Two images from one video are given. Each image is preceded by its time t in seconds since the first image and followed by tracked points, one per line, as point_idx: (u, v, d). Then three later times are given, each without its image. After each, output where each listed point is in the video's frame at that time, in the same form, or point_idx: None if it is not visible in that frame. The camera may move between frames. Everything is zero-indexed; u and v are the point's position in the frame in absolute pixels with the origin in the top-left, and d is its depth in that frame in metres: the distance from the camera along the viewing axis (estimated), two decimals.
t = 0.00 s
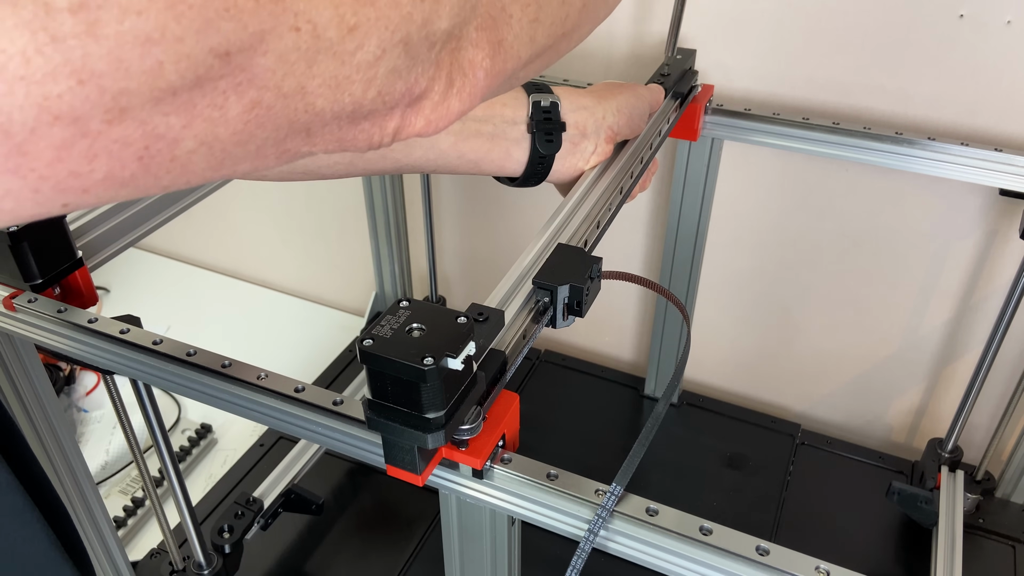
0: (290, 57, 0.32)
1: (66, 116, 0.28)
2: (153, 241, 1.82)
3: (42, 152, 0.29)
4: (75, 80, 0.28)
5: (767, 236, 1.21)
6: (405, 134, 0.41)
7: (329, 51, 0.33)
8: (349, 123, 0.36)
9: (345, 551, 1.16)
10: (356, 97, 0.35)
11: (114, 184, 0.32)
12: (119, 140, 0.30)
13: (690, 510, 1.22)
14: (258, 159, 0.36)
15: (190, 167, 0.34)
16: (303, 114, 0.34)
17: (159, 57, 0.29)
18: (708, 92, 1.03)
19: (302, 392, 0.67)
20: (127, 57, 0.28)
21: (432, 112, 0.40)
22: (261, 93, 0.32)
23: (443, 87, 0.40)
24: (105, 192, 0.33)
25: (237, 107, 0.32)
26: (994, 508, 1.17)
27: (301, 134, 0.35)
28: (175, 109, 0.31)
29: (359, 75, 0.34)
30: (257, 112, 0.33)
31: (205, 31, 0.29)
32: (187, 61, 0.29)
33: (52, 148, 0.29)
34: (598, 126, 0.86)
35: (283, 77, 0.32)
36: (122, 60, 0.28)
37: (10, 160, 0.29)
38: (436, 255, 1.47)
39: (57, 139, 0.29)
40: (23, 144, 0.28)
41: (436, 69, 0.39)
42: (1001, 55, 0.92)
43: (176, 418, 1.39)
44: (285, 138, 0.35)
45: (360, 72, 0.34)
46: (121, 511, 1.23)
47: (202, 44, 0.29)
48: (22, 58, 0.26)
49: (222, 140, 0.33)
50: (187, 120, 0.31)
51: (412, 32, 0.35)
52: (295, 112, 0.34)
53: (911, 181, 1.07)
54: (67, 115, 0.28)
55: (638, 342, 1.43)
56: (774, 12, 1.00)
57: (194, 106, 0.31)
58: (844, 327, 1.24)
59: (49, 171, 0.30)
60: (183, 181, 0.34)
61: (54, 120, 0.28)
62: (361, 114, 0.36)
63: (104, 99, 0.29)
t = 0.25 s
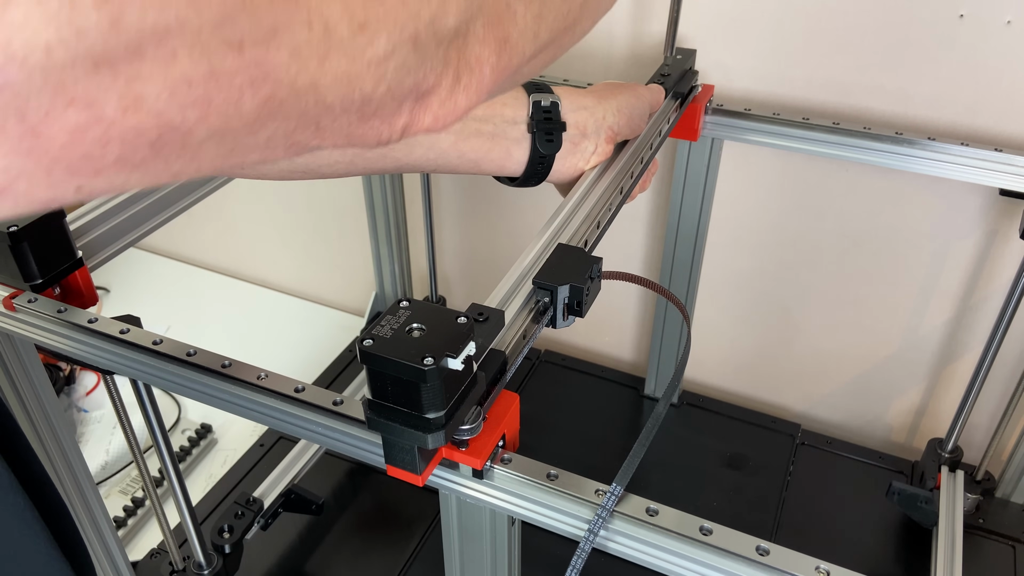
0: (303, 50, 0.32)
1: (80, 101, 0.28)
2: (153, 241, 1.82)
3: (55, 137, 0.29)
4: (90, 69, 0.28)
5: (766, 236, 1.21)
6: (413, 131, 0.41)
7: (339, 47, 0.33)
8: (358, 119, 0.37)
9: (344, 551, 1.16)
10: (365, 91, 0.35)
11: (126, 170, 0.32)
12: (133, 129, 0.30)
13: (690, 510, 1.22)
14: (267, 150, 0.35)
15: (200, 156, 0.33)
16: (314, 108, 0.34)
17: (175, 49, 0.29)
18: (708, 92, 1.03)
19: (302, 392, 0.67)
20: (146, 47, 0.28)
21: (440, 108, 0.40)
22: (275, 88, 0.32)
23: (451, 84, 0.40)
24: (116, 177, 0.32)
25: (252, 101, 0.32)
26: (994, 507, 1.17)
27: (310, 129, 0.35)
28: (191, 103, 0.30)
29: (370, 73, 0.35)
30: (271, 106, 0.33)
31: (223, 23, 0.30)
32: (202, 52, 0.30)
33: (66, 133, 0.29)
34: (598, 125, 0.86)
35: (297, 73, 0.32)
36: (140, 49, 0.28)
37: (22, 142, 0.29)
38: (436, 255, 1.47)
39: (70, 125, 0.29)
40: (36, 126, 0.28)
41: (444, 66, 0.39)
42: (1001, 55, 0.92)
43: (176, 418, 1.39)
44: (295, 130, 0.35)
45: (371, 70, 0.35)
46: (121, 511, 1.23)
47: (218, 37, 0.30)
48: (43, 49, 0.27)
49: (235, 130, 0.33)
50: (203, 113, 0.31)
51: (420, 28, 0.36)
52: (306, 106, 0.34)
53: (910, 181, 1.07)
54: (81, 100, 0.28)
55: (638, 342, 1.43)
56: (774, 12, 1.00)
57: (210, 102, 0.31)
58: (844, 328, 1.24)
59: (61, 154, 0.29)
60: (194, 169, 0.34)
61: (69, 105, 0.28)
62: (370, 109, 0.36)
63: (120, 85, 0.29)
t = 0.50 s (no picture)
0: (299, 70, 0.34)
1: (77, 115, 0.30)
2: (153, 241, 1.82)
3: (51, 151, 0.31)
4: (88, 83, 0.29)
5: (766, 236, 1.21)
6: (409, 143, 0.43)
7: (337, 66, 0.34)
8: (354, 133, 0.39)
9: (345, 551, 1.16)
10: (363, 108, 0.37)
11: (120, 183, 0.34)
12: (128, 144, 0.32)
13: (690, 510, 1.22)
14: (262, 162, 0.38)
15: (196, 169, 0.36)
16: (310, 123, 0.36)
17: (171, 66, 0.31)
18: (709, 92, 1.03)
19: (302, 392, 0.66)
20: (142, 63, 0.30)
21: (436, 121, 0.43)
22: (272, 105, 0.34)
23: (447, 100, 0.42)
24: (112, 190, 0.35)
25: (247, 117, 0.34)
26: (994, 507, 1.17)
27: (306, 142, 0.37)
28: (186, 118, 0.33)
29: (366, 89, 0.36)
30: (268, 122, 0.35)
31: (219, 43, 0.31)
32: (198, 70, 0.31)
33: (62, 147, 0.31)
34: (599, 125, 0.86)
35: (293, 91, 0.34)
36: (135, 68, 0.30)
37: (20, 156, 0.31)
38: (436, 255, 1.47)
39: (67, 139, 0.31)
40: (33, 141, 0.31)
41: (440, 83, 0.41)
42: (1000, 55, 0.92)
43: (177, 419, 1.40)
44: (290, 144, 0.37)
45: (367, 87, 0.36)
46: (121, 510, 1.23)
47: (215, 54, 0.31)
48: (40, 66, 0.28)
49: (229, 146, 0.35)
50: (199, 128, 0.33)
51: (418, 48, 0.37)
52: (302, 121, 0.36)
53: (911, 181, 1.07)
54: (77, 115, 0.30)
55: (638, 342, 1.43)
56: (774, 12, 1.00)
57: (206, 118, 0.33)
58: (844, 328, 1.24)
59: (58, 168, 0.32)
60: (188, 181, 0.36)
61: (65, 119, 0.30)
62: (365, 125, 0.38)
63: (115, 100, 0.31)
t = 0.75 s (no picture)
0: (301, 39, 0.35)
1: (80, 86, 0.31)
2: (153, 241, 1.82)
3: (54, 122, 0.31)
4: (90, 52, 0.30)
5: (766, 236, 1.21)
6: (413, 121, 0.43)
7: (340, 34, 0.36)
8: (358, 110, 0.39)
9: (345, 552, 1.16)
10: (366, 82, 0.38)
11: (124, 157, 0.34)
12: (131, 116, 0.33)
13: (690, 510, 1.22)
14: (266, 140, 0.38)
15: (199, 145, 0.36)
16: (314, 97, 0.36)
17: (172, 32, 0.32)
18: (709, 92, 1.03)
19: (302, 392, 0.66)
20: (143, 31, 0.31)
21: (440, 96, 0.43)
22: (275, 77, 0.35)
23: (448, 73, 0.43)
24: (114, 163, 0.34)
25: (253, 89, 0.35)
26: (994, 507, 1.17)
27: (310, 120, 0.37)
28: (191, 91, 0.33)
29: (369, 60, 0.37)
30: (271, 94, 0.35)
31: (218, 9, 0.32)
32: (200, 38, 0.32)
33: (65, 118, 0.31)
34: (598, 125, 0.86)
35: (297, 61, 0.35)
36: (137, 35, 0.31)
37: (22, 128, 0.31)
38: (436, 255, 1.47)
39: (69, 111, 0.31)
40: (34, 113, 0.31)
41: (442, 54, 0.42)
42: (1000, 55, 0.92)
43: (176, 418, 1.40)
44: (296, 122, 0.37)
45: (370, 58, 0.37)
46: (121, 511, 1.23)
47: (216, 22, 0.32)
48: (42, 33, 0.29)
49: (234, 120, 0.35)
50: (203, 102, 0.34)
51: (418, 17, 0.38)
52: (307, 96, 0.36)
53: (911, 180, 1.07)
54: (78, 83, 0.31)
55: (638, 342, 1.43)
56: (774, 12, 1.00)
57: (210, 90, 0.34)
58: (844, 327, 1.24)
59: (61, 142, 0.32)
60: (190, 156, 0.36)
61: (68, 90, 0.31)
62: (370, 102, 0.39)
63: (118, 71, 0.31)
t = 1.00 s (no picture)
0: (309, 50, 0.34)
1: (92, 94, 0.30)
2: (153, 241, 1.82)
3: (67, 130, 0.31)
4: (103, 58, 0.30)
5: (766, 236, 1.21)
6: (420, 136, 0.42)
7: (347, 45, 0.35)
8: (366, 123, 0.38)
9: (345, 552, 1.16)
10: (373, 93, 0.37)
11: (138, 167, 0.34)
12: (146, 125, 0.32)
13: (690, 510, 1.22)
14: (278, 151, 0.37)
15: (212, 154, 0.35)
16: (325, 109, 0.36)
17: (182, 38, 0.31)
18: (709, 92, 1.03)
19: (302, 392, 0.67)
20: (153, 36, 0.30)
21: (446, 110, 0.42)
22: (285, 87, 0.34)
23: (456, 87, 0.42)
24: (129, 173, 0.34)
25: (264, 99, 0.34)
26: (994, 507, 1.17)
27: (319, 133, 0.37)
28: (204, 100, 0.32)
29: (376, 71, 0.36)
30: (282, 104, 0.34)
31: (227, 16, 0.32)
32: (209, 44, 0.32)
33: (77, 127, 0.31)
34: (599, 125, 0.87)
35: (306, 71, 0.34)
36: (148, 40, 0.30)
37: (35, 136, 0.31)
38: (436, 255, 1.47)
39: (82, 119, 0.31)
40: (48, 120, 0.30)
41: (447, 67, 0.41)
42: (1000, 55, 0.92)
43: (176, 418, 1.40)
44: (304, 134, 0.36)
45: (377, 69, 0.36)
46: (121, 511, 1.23)
47: (225, 28, 0.32)
48: (55, 38, 0.29)
49: (246, 130, 0.35)
50: (215, 111, 0.33)
51: (423, 28, 0.38)
52: (314, 105, 0.35)
53: (911, 181, 1.07)
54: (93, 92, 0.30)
55: (638, 342, 1.43)
56: (774, 12, 1.00)
57: (222, 100, 0.33)
58: (844, 327, 1.24)
59: (73, 149, 0.32)
60: (204, 168, 0.35)
61: (80, 98, 0.30)
62: (377, 114, 0.38)
63: (131, 79, 0.31)
